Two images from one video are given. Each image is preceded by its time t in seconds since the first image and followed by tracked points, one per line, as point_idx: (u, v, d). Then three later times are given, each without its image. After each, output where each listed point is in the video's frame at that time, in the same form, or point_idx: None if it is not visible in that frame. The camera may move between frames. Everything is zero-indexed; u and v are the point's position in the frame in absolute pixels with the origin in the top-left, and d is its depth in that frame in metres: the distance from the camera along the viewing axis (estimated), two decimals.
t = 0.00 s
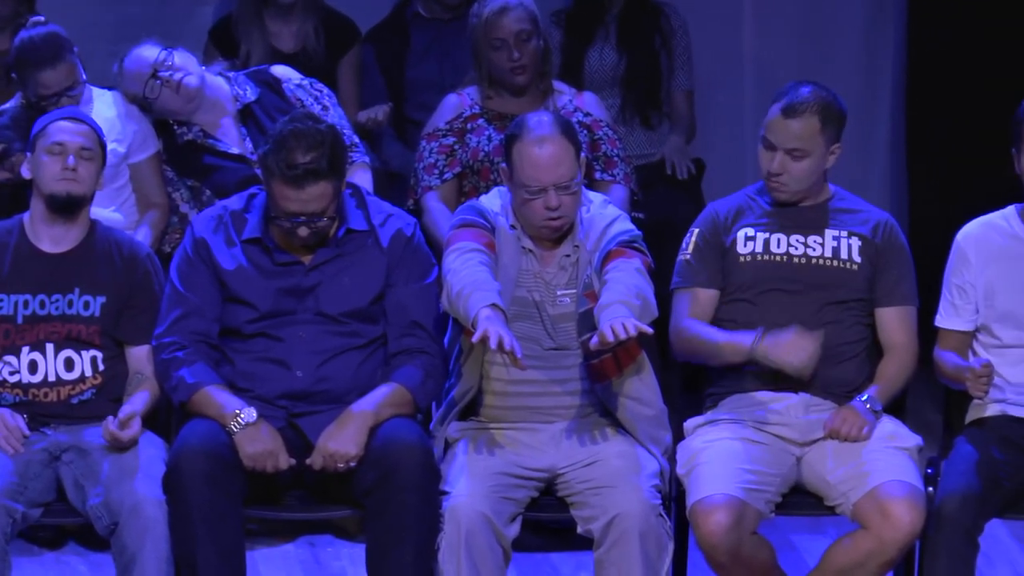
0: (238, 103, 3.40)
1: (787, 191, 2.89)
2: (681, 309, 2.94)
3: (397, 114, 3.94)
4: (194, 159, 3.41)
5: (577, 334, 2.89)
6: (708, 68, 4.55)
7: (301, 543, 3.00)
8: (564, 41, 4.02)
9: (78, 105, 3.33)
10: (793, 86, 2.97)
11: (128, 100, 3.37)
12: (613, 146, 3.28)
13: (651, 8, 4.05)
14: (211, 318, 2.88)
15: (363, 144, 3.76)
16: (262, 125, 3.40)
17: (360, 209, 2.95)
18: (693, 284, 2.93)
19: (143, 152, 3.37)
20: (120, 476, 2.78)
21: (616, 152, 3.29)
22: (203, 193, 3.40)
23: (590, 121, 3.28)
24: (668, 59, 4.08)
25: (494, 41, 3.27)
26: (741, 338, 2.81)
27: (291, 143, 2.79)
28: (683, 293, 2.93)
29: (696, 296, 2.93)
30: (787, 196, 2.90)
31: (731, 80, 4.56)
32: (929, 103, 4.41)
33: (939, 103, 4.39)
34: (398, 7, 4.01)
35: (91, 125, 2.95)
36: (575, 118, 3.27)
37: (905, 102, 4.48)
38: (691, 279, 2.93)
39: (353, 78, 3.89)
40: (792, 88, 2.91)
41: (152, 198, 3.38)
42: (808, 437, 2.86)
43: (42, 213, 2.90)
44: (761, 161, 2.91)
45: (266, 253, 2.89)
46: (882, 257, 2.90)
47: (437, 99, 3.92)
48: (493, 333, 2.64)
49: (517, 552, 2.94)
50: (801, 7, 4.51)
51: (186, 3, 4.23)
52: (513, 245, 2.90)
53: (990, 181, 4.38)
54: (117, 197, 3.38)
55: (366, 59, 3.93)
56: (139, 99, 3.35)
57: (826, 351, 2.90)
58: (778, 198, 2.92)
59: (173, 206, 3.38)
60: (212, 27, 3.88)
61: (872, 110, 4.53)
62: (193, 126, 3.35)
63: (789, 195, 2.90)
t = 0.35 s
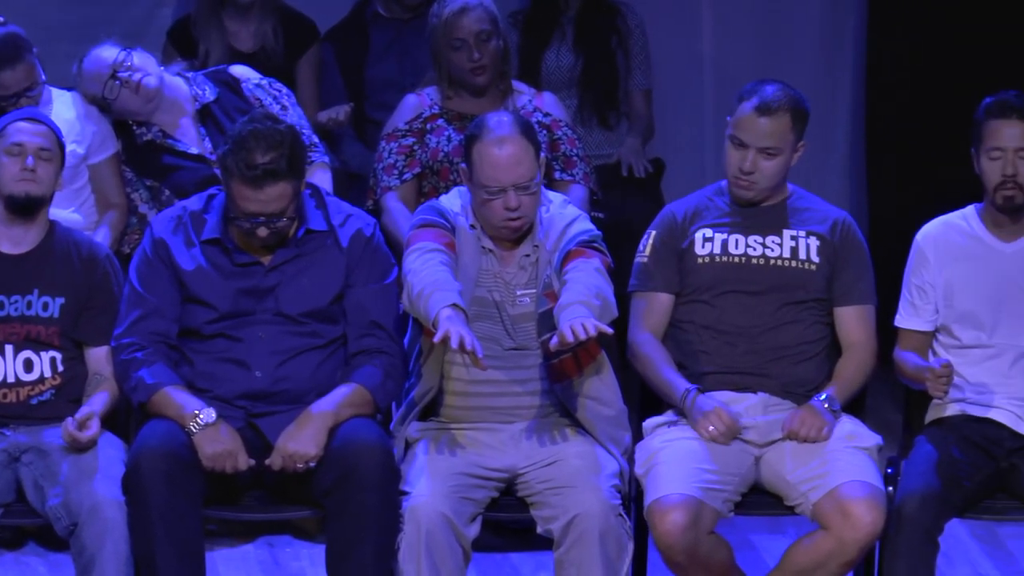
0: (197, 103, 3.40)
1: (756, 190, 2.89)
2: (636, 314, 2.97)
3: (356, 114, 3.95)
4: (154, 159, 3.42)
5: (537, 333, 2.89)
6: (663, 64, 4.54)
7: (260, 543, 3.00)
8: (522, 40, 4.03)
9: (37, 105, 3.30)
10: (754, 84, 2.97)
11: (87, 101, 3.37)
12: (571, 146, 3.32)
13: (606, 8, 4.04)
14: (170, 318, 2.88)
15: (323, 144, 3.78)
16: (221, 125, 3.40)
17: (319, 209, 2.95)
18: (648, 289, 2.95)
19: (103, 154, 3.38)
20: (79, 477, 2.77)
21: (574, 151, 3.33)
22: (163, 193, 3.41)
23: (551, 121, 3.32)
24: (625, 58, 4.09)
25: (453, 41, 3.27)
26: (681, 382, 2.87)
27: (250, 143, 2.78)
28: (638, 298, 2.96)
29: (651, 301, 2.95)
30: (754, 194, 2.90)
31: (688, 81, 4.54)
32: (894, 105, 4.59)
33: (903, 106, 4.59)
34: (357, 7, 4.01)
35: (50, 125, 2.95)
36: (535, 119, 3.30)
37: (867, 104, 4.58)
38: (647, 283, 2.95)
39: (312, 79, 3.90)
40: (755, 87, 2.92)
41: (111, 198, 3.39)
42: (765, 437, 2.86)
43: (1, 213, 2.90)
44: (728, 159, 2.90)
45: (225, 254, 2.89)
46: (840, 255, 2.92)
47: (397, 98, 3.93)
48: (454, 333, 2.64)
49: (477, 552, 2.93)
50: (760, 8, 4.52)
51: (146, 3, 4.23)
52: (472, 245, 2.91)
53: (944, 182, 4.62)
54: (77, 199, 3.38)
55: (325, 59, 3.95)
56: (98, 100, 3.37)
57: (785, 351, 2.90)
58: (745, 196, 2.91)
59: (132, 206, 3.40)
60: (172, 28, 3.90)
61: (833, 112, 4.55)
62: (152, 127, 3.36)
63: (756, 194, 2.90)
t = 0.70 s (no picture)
0: (164, 103, 3.40)
1: (735, 186, 2.88)
2: (619, 316, 2.93)
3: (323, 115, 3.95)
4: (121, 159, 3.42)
5: (504, 333, 2.89)
6: (633, 69, 4.54)
7: (228, 543, 3.00)
8: (490, 40, 4.03)
9: None
10: (725, 84, 2.97)
11: (54, 101, 3.37)
12: (540, 146, 3.33)
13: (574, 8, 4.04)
14: (138, 318, 2.87)
15: (290, 144, 3.77)
16: (189, 125, 3.41)
17: (287, 209, 2.94)
18: (625, 288, 2.92)
19: (70, 154, 3.38)
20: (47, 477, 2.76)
21: (542, 151, 3.34)
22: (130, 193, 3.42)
23: (519, 121, 3.33)
24: (592, 58, 4.08)
25: (422, 41, 3.27)
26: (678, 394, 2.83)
27: (217, 143, 2.78)
28: (619, 299, 2.92)
29: (629, 302, 2.92)
30: (732, 190, 2.89)
31: (656, 80, 4.55)
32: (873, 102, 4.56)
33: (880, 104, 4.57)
34: (325, 7, 4.02)
35: (17, 125, 2.95)
36: (503, 119, 3.32)
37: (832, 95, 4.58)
38: (621, 283, 2.93)
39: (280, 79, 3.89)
40: (728, 85, 2.92)
41: (78, 198, 3.40)
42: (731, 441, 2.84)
43: None
44: (709, 155, 2.88)
45: (193, 254, 2.89)
46: (806, 254, 2.92)
47: (365, 99, 3.93)
48: (424, 331, 2.64)
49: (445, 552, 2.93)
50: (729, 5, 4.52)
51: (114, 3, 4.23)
52: (441, 244, 2.90)
53: (916, 182, 4.60)
54: (44, 199, 3.39)
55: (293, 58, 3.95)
56: (66, 100, 3.35)
57: (752, 351, 2.90)
58: (723, 192, 2.90)
59: (100, 207, 3.39)
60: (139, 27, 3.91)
61: (799, 108, 4.60)
62: (119, 126, 3.36)
63: (735, 190, 2.89)
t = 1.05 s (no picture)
0: (113, 102, 3.37)
1: (688, 182, 2.85)
2: (564, 313, 2.93)
3: (273, 114, 3.87)
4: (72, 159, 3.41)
5: (452, 331, 2.88)
6: (581, 69, 4.50)
7: (177, 543, 3.03)
8: (441, 38, 3.99)
9: None
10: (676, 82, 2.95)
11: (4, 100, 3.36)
12: (488, 144, 3.37)
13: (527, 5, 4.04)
14: (87, 316, 2.87)
15: (239, 142, 3.77)
16: (137, 124, 3.38)
17: (236, 206, 2.94)
18: (572, 286, 2.92)
19: (20, 153, 3.38)
20: None
21: (491, 151, 3.37)
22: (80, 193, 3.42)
23: (468, 120, 3.36)
24: (543, 58, 4.08)
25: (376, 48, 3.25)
26: (613, 383, 2.84)
27: (165, 140, 2.78)
28: (564, 295, 2.92)
29: (575, 300, 2.92)
30: (685, 186, 2.86)
31: (605, 84, 4.52)
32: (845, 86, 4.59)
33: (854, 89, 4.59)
34: (275, 5, 3.99)
35: None
36: (452, 117, 3.34)
37: (785, 93, 4.60)
38: (568, 281, 2.93)
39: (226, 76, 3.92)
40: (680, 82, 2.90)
41: (27, 198, 3.39)
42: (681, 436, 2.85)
43: None
44: (663, 150, 2.85)
45: (141, 251, 2.89)
46: (754, 252, 2.92)
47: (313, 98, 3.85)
48: (372, 330, 2.64)
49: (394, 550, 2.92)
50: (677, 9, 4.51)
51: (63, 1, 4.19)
52: (389, 243, 2.90)
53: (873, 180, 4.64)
54: None
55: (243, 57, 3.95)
56: (14, 98, 3.33)
57: (702, 346, 2.91)
58: (676, 187, 2.86)
59: (50, 206, 3.40)
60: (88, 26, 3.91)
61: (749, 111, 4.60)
62: (69, 126, 3.35)
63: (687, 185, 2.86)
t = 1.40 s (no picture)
0: (55, 95, 3.30)
1: (631, 163, 2.88)
2: (507, 306, 2.94)
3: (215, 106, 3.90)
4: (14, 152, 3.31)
5: (396, 323, 2.89)
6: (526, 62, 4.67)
7: (122, 534, 3.12)
8: (384, 30, 3.96)
9: None
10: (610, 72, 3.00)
11: None
12: (433, 138, 3.37)
13: None
14: (30, 309, 2.87)
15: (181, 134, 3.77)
16: (80, 117, 3.32)
17: (179, 197, 2.94)
18: (515, 279, 2.93)
19: None
20: None
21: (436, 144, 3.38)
22: (21, 185, 3.31)
23: (413, 112, 3.36)
24: (484, 50, 4.06)
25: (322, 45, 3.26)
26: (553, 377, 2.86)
27: (107, 132, 2.77)
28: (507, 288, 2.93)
29: (519, 293, 2.93)
30: (627, 169, 2.88)
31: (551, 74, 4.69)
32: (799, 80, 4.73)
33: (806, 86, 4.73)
34: None
35: None
36: (398, 111, 3.33)
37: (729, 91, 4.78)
38: (512, 274, 2.93)
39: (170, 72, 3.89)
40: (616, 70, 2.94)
41: None
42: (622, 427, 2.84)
43: None
44: (604, 135, 2.88)
45: (84, 242, 2.89)
46: (697, 245, 2.95)
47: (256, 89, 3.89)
48: (315, 321, 2.64)
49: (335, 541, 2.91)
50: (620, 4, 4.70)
51: None
52: (332, 235, 2.91)
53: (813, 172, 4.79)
54: None
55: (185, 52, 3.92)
56: None
57: (646, 338, 2.92)
58: (619, 172, 2.88)
59: None
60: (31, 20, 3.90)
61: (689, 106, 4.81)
62: (10, 118, 3.26)
63: (630, 168, 2.88)
